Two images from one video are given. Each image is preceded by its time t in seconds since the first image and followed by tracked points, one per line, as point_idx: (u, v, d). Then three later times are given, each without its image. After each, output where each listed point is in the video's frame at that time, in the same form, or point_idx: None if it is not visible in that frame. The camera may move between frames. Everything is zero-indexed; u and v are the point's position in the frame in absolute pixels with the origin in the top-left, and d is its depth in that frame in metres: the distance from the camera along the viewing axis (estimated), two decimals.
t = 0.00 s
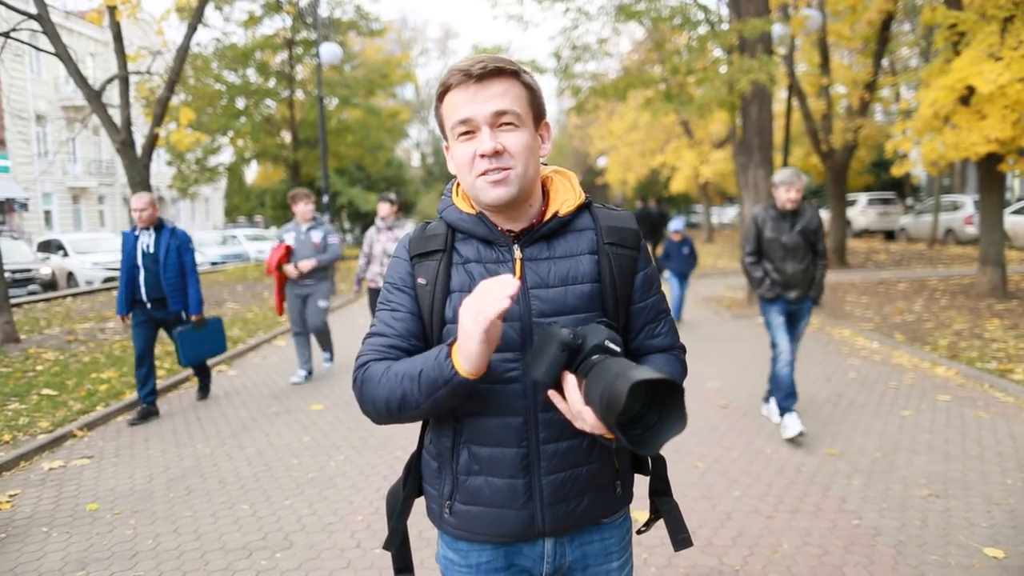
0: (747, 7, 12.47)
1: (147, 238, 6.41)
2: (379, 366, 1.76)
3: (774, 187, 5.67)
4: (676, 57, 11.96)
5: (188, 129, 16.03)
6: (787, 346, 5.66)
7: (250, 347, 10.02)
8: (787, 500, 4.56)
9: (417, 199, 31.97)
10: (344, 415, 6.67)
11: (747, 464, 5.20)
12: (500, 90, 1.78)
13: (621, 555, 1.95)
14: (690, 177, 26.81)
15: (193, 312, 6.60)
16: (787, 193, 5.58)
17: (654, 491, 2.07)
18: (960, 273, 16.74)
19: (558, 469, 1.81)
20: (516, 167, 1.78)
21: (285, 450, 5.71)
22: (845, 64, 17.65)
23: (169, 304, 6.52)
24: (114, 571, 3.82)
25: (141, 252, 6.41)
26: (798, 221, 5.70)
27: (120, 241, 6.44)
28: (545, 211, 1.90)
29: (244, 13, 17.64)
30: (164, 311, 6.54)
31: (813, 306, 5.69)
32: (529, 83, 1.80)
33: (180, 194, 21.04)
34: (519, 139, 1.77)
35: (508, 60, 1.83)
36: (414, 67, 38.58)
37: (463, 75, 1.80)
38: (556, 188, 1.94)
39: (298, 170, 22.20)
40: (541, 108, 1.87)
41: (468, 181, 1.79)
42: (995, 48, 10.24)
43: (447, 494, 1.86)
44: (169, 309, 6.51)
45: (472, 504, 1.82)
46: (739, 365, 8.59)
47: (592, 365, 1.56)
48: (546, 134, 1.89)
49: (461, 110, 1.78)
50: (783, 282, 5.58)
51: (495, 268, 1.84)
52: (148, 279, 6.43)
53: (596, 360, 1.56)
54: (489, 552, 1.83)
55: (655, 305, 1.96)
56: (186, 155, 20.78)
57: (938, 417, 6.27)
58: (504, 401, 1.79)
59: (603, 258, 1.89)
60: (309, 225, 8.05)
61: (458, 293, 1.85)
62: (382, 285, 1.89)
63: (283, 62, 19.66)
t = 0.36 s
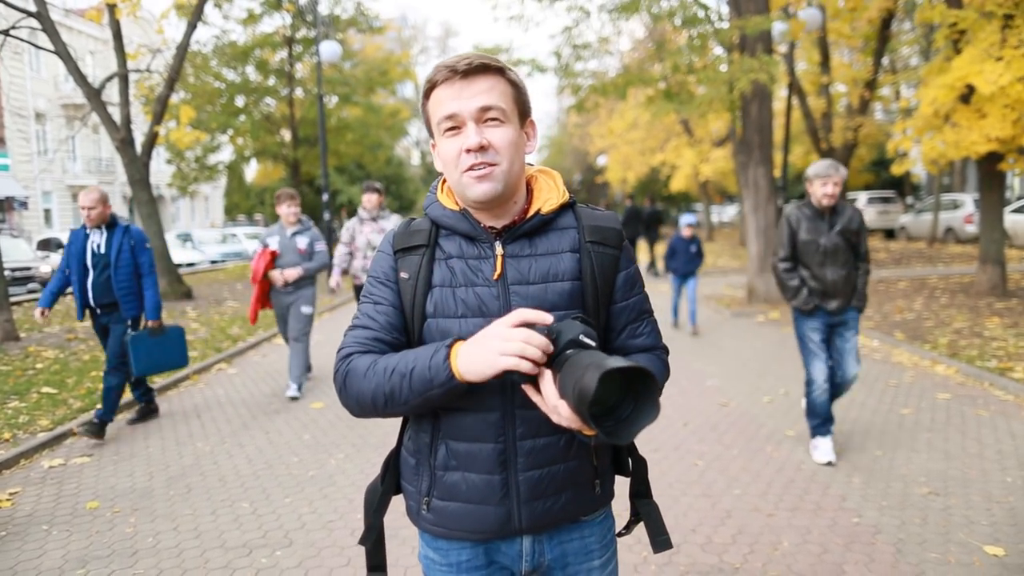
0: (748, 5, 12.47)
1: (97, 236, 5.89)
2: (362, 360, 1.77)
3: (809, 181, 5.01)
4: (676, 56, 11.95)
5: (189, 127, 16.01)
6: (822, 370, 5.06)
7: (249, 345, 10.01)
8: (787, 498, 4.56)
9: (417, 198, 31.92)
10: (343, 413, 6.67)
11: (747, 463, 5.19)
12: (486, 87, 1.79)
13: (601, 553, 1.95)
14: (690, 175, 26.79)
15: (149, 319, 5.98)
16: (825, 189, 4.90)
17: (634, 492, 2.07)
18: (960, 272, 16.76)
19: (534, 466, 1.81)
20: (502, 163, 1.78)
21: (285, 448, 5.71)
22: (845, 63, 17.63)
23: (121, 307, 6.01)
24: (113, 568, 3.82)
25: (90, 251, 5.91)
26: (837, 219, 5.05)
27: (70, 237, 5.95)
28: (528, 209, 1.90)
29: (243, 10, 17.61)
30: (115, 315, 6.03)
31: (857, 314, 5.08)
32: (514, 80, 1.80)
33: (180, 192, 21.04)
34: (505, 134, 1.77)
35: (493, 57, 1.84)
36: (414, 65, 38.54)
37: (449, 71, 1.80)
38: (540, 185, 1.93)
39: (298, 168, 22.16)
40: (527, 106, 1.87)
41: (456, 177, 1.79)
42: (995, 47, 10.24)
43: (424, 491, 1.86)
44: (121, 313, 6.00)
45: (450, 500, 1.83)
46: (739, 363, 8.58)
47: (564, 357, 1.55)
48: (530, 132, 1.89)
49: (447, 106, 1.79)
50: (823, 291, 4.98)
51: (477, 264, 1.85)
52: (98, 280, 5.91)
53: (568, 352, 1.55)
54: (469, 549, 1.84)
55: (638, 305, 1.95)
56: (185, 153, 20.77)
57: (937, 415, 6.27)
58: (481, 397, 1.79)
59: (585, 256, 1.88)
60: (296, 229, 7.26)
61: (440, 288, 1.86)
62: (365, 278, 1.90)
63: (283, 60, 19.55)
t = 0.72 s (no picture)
0: (745, 11, 12.51)
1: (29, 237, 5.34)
2: (350, 368, 1.78)
3: (862, 191, 4.28)
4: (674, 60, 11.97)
5: (186, 130, 15.97)
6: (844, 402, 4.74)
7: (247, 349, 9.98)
8: (785, 503, 4.55)
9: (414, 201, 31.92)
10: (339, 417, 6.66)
11: (744, 468, 5.19)
12: (485, 86, 1.79)
13: (593, 558, 1.93)
14: (688, 179, 26.80)
15: (83, 334, 5.39)
16: (879, 200, 4.17)
17: (626, 495, 2.06)
18: (957, 276, 16.79)
19: (524, 470, 1.79)
20: (498, 161, 1.77)
21: (282, 453, 5.69)
22: (842, 68, 17.68)
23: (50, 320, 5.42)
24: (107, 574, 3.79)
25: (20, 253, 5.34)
26: (890, 237, 4.33)
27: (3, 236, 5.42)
28: (515, 211, 1.90)
29: (241, 13, 17.59)
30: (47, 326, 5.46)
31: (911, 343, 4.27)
32: (513, 83, 1.81)
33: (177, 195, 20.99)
34: (501, 134, 1.77)
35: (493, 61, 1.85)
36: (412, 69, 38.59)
37: (450, 69, 1.80)
38: (528, 189, 1.93)
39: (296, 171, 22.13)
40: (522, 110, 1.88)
41: (450, 173, 1.78)
42: (992, 52, 10.29)
43: (414, 496, 1.85)
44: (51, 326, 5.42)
45: (440, 505, 1.81)
46: (736, 368, 8.57)
47: (520, 355, 1.56)
48: (523, 136, 1.90)
49: (446, 102, 1.78)
50: (867, 319, 4.29)
51: (464, 267, 1.84)
52: (28, 287, 5.37)
53: (525, 348, 1.56)
54: (460, 555, 1.83)
55: (626, 308, 1.94)
56: (183, 156, 20.73)
57: (935, 420, 6.26)
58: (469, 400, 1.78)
59: (572, 258, 1.88)
60: (275, 230, 6.76)
61: (427, 291, 1.85)
62: (352, 284, 1.89)
63: (281, 63, 19.49)
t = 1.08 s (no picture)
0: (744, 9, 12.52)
1: None
2: (355, 370, 1.78)
3: (918, 168, 3.55)
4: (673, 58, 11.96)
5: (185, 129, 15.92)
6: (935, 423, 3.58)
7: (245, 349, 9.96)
8: (784, 502, 4.54)
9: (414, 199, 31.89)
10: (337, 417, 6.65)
11: (744, 466, 5.18)
12: (481, 88, 1.77)
13: (595, 556, 1.93)
14: (687, 178, 26.78)
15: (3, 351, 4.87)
16: (940, 177, 3.44)
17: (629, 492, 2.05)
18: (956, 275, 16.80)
19: (527, 469, 1.79)
20: (496, 167, 1.77)
21: (280, 452, 5.68)
22: (841, 66, 17.65)
23: None
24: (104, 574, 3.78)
25: None
26: (957, 220, 3.56)
27: None
28: (515, 210, 1.88)
29: (239, 12, 17.55)
30: None
31: (978, 356, 3.64)
32: (509, 83, 1.79)
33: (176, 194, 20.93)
34: (499, 138, 1.77)
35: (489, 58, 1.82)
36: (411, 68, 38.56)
37: (446, 70, 1.77)
38: (528, 186, 1.91)
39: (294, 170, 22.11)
40: (520, 108, 1.86)
41: (447, 179, 1.78)
42: (992, 51, 10.29)
43: (416, 495, 1.85)
44: None
45: (442, 504, 1.81)
46: (736, 367, 8.55)
47: (532, 356, 1.55)
48: (521, 135, 1.88)
49: (442, 106, 1.76)
50: (933, 317, 3.52)
51: (464, 266, 1.83)
52: None
53: (536, 351, 1.55)
54: (462, 553, 1.82)
55: (628, 305, 1.93)
56: (182, 155, 20.66)
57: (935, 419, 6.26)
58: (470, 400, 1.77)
59: (574, 257, 1.87)
60: (240, 229, 6.22)
61: (427, 291, 1.83)
62: (352, 282, 1.89)
63: (279, 62, 19.61)
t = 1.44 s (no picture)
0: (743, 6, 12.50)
1: None
2: (368, 372, 1.75)
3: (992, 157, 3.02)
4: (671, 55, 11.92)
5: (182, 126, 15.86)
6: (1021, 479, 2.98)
7: (243, 346, 9.95)
8: (783, 499, 4.54)
9: (413, 197, 31.87)
10: (335, 415, 6.64)
11: (742, 463, 5.18)
12: (497, 82, 1.76)
13: (605, 551, 1.93)
14: (686, 175, 26.76)
15: None
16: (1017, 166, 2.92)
17: (638, 487, 2.06)
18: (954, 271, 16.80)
19: (540, 466, 1.79)
20: (512, 160, 1.76)
21: (278, 450, 5.67)
22: (839, 63, 17.63)
23: None
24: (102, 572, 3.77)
25: None
26: None
27: None
28: (529, 206, 1.88)
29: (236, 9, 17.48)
30: None
31: None
32: (525, 77, 1.79)
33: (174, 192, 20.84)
34: (514, 132, 1.76)
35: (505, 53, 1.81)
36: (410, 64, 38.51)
37: (462, 64, 1.77)
38: (542, 182, 1.92)
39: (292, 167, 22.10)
40: (534, 103, 1.86)
41: (461, 172, 1.77)
42: (990, 46, 10.28)
43: (428, 490, 1.83)
44: None
45: (454, 500, 1.80)
46: (736, 363, 8.55)
47: (572, 362, 1.51)
48: (535, 131, 1.89)
49: (458, 99, 1.75)
50: (1020, 340, 2.95)
51: (478, 261, 1.82)
52: None
53: (574, 357, 1.51)
54: (473, 549, 1.81)
55: (641, 302, 1.94)
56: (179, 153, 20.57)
57: (932, 415, 6.26)
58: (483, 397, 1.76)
59: (588, 253, 1.87)
60: (207, 233, 5.62)
61: (441, 287, 1.82)
62: (363, 278, 1.87)
63: (277, 59, 19.63)
